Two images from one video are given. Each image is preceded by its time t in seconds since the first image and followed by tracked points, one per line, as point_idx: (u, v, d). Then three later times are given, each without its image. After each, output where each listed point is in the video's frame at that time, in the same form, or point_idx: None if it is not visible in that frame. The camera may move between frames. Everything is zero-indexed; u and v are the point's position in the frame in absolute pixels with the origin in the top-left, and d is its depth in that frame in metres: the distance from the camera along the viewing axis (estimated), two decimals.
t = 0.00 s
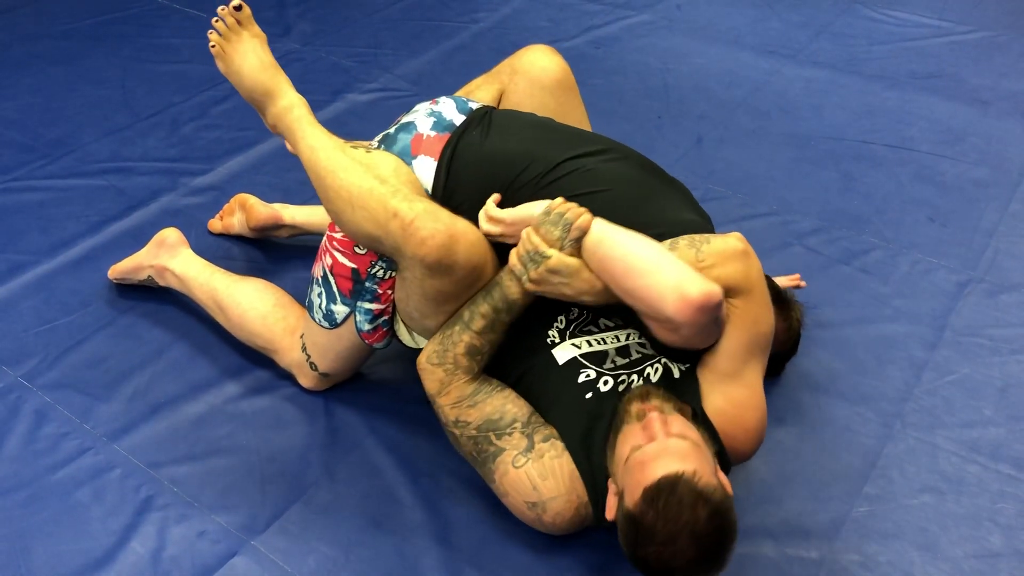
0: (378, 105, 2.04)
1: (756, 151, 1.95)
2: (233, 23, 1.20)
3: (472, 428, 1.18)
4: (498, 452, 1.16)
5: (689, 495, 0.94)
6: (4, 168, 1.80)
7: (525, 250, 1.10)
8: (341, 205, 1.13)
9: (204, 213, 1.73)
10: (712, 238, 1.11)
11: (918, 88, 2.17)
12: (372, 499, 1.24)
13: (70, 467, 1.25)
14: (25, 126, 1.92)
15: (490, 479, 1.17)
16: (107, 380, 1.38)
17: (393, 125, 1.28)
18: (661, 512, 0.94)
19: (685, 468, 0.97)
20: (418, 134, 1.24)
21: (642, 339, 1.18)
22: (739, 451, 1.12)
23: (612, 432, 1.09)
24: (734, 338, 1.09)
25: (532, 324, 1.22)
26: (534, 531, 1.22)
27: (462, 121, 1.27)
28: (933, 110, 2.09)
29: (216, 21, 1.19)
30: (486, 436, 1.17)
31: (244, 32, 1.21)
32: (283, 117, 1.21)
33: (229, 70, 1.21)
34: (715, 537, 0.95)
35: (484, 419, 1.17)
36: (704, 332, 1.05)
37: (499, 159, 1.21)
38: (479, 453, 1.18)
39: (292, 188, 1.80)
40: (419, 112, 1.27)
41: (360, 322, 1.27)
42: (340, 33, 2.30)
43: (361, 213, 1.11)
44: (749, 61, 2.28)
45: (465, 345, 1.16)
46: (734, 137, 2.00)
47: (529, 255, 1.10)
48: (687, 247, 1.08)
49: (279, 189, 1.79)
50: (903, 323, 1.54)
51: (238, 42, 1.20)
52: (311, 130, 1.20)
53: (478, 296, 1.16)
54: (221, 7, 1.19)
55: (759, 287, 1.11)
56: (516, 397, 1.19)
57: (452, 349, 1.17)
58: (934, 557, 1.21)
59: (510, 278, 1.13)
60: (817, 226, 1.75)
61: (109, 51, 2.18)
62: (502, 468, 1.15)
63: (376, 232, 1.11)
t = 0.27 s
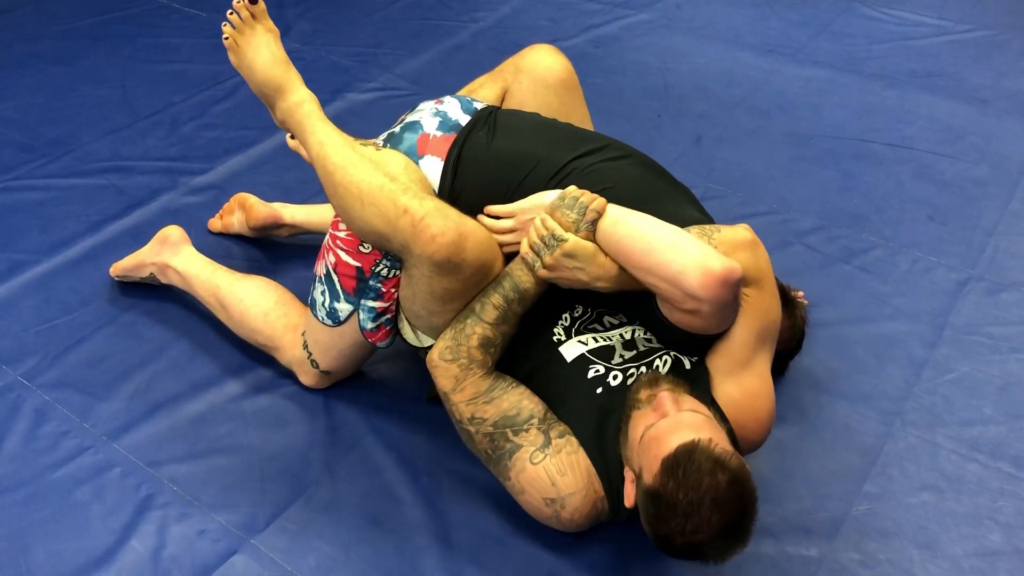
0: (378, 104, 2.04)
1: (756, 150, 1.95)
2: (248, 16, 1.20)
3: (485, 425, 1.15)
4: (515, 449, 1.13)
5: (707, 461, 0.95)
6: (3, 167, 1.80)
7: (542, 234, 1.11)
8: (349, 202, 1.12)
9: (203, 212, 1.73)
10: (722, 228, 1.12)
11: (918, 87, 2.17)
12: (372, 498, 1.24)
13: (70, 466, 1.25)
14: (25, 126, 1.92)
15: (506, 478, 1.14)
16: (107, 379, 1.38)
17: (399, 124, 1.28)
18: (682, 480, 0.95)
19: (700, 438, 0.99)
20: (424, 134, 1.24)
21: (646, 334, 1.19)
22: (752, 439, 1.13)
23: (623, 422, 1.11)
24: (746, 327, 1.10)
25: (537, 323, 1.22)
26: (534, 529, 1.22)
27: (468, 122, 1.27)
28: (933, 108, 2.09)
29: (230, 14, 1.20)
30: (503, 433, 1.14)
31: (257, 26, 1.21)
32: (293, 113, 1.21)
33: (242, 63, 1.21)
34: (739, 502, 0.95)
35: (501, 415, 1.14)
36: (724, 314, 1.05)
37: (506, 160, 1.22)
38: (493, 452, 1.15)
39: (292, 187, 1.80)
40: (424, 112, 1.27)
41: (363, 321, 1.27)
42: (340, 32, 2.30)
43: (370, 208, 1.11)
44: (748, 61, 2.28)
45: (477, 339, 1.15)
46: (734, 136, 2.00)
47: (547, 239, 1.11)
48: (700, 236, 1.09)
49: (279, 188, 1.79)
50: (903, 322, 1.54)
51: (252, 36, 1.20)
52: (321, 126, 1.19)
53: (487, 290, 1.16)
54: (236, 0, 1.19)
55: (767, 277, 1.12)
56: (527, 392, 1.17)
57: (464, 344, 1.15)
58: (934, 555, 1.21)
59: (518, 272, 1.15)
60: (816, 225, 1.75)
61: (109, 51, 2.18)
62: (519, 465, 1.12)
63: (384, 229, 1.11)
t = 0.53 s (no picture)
0: (378, 104, 2.05)
1: (755, 149, 1.95)
2: (244, 14, 1.19)
3: (482, 423, 1.16)
4: (509, 448, 1.13)
5: (694, 469, 0.95)
6: (4, 167, 1.80)
7: (542, 224, 1.11)
8: (348, 198, 1.13)
9: (203, 211, 1.73)
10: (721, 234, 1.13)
11: (917, 87, 2.17)
12: (372, 497, 1.24)
13: (71, 465, 1.25)
14: (25, 125, 1.92)
15: (500, 476, 1.15)
16: (107, 378, 1.38)
17: (396, 122, 1.29)
18: (668, 487, 0.95)
19: (689, 444, 0.98)
20: (421, 131, 1.25)
21: (640, 336, 1.19)
22: (745, 447, 1.13)
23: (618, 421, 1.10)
24: (741, 334, 1.10)
25: (532, 323, 1.23)
26: (534, 528, 1.22)
27: (465, 120, 1.27)
28: (932, 108, 2.09)
29: (227, 12, 1.19)
30: (498, 431, 1.15)
31: (254, 24, 1.20)
32: (290, 110, 1.21)
33: (237, 61, 1.20)
34: (725, 511, 0.95)
35: (497, 413, 1.15)
36: (721, 316, 1.05)
37: (503, 160, 1.22)
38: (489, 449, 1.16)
39: (292, 187, 1.80)
40: (421, 110, 1.28)
41: (361, 319, 1.27)
42: (340, 32, 2.30)
43: (368, 204, 1.11)
44: (748, 60, 2.28)
45: (473, 336, 1.16)
46: (733, 136, 2.00)
47: (546, 230, 1.11)
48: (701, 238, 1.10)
49: (279, 188, 1.79)
50: (902, 321, 1.54)
51: (248, 34, 1.19)
52: (318, 124, 1.20)
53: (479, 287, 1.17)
54: None
55: (763, 285, 1.13)
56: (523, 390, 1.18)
57: (460, 343, 1.16)
58: (933, 553, 1.21)
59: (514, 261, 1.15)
60: (816, 224, 1.75)
61: (109, 51, 2.18)
62: (513, 464, 1.13)
63: (382, 225, 1.11)
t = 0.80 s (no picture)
0: (378, 104, 2.05)
1: (755, 149, 1.96)
2: (243, 15, 1.19)
3: (484, 418, 1.16)
4: (510, 444, 1.14)
5: (692, 471, 0.95)
6: (4, 167, 1.80)
7: (558, 199, 1.08)
8: (347, 197, 1.13)
9: (204, 211, 1.73)
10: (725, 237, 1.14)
11: (916, 86, 2.17)
12: (372, 496, 1.24)
13: (71, 465, 1.25)
14: (25, 126, 1.92)
15: (499, 472, 1.15)
16: (108, 378, 1.38)
17: (394, 121, 1.29)
18: (665, 489, 0.95)
19: (687, 447, 0.98)
20: (419, 130, 1.25)
21: (637, 337, 1.19)
22: (742, 449, 1.13)
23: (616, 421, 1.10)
24: (740, 335, 1.10)
25: (531, 322, 1.24)
26: (534, 527, 1.22)
27: (463, 117, 1.28)
28: (931, 108, 2.10)
29: (224, 13, 1.19)
30: (500, 427, 1.15)
31: (252, 25, 1.20)
32: (288, 111, 1.21)
33: (236, 62, 1.20)
34: (722, 513, 0.95)
35: (501, 408, 1.15)
36: (724, 306, 1.04)
37: (501, 155, 1.22)
38: (489, 446, 1.16)
39: (292, 187, 1.80)
40: (419, 108, 1.28)
41: (361, 318, 1.27)
42: (340, 32, 2.30)
43: (367, 203, 1.11)
44: (747, 60, 2.28)
45: (478, 329, 1.16)
46: (733, 136, 2.00)
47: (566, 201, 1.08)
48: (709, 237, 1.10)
49: (279, 188, 1.79)
50: (901, 320, 1.54)
51: (246, 35, 1.20)
52: (317, 124, 1.20)
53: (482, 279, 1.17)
54: None
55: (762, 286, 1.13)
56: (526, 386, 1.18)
57: (467, 335, 1.16)
58: (932, 552, 1.21)
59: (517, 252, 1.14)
60: (815, 224, 1.75)
61: (109, 51, 2.19)
62: (512, 461, 1.13)
63: (381, 224, 1.11)
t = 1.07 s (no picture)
0: (377, 104, 2.05)
1: (754, 150, 1.96)
2: (241, 19, 1.19)
3: (513, 386, 1.16)
4: (530, 420, 1.13)
5: (700, 463, 0.95)
6: (4, 168, 1.80)
7: (586, 125, 1.07)
8: (349, 199, 1.13)
9: (204, 212, 1.74)
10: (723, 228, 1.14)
11: (915, 87, 2.18)
12: (372, 495, 1.25)
13: (72, 464, 1.26)
14: (25, 126, 1.93)
15: (511, 446, 1.15)
16: (108, 378, 1.39)
17: (394, 122, 1.30)
18: (673, 479, 0.95)
19: (695, 438, 0.99)
20: (419, 130, 1.26)
21: (633, 327, 1.18)
22: (743, 445, 1.13)
23: (624, 411, 1.11)
24: (735, 328, 1.10)
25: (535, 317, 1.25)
26: (534, 526, 1.23)
27: (462, 117, 1.28)
28: (930, 108, 2.10)
29: (223, 18, 1.18)
30: (526, 400, 1.15)
31: (251, 29, 1.20)
32: (289, 114, 1.22)
33: (235, 67, 1.20)
34: (727, 507, 0.95)
35: (530, 380, 1.15)
36: (706, 277, 1.03)
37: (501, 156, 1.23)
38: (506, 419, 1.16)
39: (292, 187, 1.81)
40: (419, 109, 1.29)
41: (363, 318, 1.28)
42: (340, 33, 2.30)
43: (370, 205, 1.12)
44: (747, 61, 2.29)
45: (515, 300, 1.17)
46: (732, 136, 2.00)
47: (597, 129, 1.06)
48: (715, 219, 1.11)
49: (279, 188, 1.80)
50: (900, 320, 1.55)
51: (246, 39, 1.20)
52: (318, 127, 1.21)
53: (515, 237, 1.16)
54: (228, 4, 1.17)
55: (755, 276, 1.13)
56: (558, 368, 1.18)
57: (505, 301, 1.16)
58: (930, 551, 1.21)
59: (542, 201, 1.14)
60: (814, 224, 1.76)
61: (109, 51, 2.19)
62: (528, 439, 1.13)
63: (384, 225, 1.12)
